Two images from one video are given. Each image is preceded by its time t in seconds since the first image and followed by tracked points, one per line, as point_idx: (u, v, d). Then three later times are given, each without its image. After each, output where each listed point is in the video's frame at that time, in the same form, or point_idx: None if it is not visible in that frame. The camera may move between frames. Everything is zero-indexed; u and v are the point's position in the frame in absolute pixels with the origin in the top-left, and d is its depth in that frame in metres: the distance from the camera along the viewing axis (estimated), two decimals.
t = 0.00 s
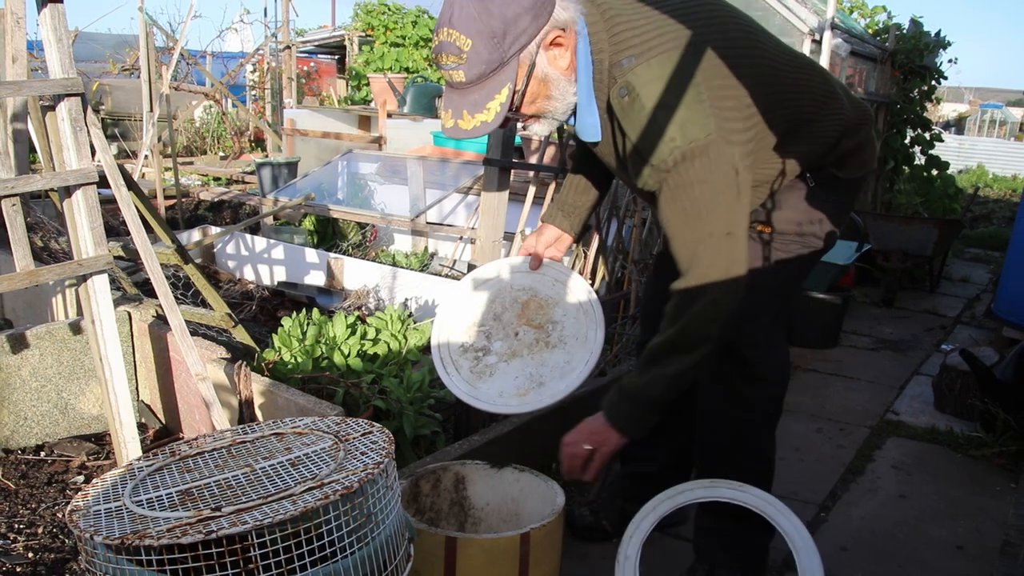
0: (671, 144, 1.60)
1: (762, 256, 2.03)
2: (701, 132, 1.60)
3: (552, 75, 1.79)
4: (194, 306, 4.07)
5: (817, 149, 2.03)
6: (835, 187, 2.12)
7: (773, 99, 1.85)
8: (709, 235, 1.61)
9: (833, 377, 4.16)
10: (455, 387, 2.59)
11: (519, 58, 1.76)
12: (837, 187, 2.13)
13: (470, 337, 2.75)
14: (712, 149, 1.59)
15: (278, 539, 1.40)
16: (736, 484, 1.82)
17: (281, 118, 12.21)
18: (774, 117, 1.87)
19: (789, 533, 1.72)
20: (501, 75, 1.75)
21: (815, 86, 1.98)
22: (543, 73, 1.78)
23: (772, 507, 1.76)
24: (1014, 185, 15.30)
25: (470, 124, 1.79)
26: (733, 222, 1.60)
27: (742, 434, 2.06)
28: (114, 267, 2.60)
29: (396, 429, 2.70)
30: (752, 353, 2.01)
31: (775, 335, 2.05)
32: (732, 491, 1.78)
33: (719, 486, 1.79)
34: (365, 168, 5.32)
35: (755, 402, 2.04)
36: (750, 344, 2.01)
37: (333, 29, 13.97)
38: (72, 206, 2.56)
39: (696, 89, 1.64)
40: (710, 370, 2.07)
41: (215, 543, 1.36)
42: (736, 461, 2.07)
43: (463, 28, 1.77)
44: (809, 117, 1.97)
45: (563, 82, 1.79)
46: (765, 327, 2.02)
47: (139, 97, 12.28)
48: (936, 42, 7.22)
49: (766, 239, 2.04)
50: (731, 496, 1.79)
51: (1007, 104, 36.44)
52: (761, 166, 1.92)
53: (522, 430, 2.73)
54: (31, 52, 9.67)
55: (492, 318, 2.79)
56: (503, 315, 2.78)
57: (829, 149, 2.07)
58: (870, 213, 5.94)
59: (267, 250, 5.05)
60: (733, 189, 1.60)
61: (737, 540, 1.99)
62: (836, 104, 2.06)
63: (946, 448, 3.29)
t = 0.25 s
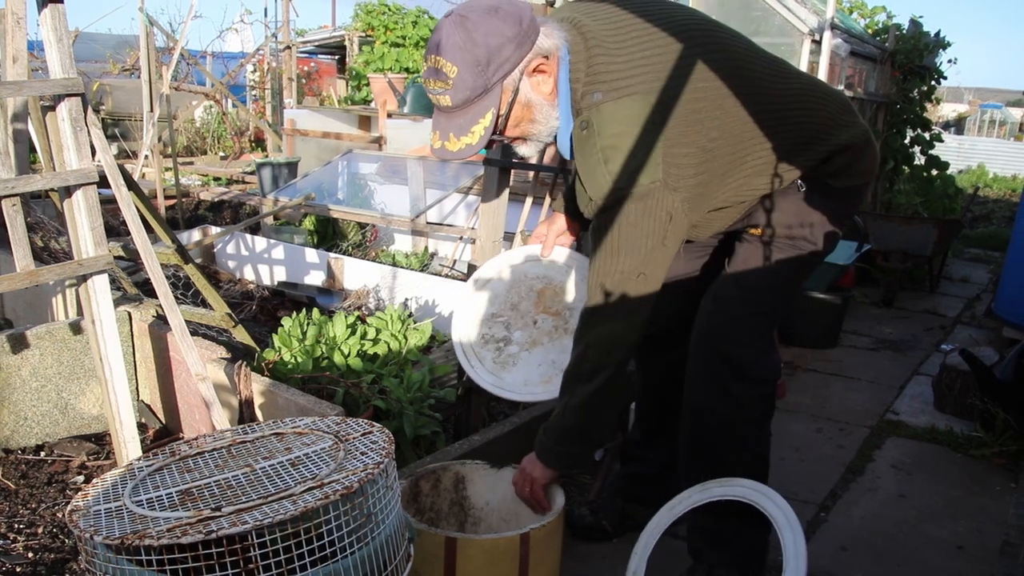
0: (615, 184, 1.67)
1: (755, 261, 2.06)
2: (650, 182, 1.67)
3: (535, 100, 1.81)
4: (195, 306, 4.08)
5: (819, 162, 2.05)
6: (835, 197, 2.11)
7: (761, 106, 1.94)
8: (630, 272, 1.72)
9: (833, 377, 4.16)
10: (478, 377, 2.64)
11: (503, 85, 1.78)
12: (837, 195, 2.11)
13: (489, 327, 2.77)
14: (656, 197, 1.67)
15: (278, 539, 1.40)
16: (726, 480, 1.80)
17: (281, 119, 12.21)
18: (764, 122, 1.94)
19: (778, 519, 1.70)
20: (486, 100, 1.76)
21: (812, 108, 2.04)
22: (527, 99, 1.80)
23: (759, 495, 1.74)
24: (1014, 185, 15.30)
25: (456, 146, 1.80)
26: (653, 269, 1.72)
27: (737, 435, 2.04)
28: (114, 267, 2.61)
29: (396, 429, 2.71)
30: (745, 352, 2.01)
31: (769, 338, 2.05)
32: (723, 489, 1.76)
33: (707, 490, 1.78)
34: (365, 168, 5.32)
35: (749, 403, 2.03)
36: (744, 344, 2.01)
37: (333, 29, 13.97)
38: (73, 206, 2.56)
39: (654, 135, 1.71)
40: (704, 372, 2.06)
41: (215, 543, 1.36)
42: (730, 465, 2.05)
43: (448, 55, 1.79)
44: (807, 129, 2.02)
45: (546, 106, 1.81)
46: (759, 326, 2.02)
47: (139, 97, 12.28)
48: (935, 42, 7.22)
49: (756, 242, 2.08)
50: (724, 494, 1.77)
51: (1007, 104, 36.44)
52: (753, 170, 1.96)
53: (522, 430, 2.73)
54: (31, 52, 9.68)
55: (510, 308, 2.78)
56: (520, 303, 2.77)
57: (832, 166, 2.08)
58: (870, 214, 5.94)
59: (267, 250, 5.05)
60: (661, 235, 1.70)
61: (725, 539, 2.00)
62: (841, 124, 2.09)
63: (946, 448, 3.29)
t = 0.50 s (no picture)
0: (609, 126, 1.60)
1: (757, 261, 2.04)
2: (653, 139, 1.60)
3: (527, 53, 1.75)
4: (193, 306, 4.06)
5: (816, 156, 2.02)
6: (836, 191, 2.06)
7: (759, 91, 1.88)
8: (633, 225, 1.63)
9: (834, 377, 4.14)
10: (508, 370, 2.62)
11: (492, 35, 1.71)
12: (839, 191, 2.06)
13: (515, 319, 2.73)
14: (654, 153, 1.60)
15: (277, 540, 1.38)
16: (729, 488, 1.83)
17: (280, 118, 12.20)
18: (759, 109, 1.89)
19: (780, 525, 1.74)
20: (474, 46, 1.70)
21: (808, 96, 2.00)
22: (519, 52, 1.74)
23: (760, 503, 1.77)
24: (1015, 184, 15.29)
25: (446, 96, 1.79)
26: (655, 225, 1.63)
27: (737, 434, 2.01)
28: (112, 267, 2.59)
29: (395, 430, 2.69)
30: (746, 351, 1.99)
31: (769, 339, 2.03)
32: (727, 492, 1.79)
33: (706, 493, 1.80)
34: (365, 167, 5.30)
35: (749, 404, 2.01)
36: (745, 343, 1.99)
37: (333, 27, 13.94)
38: (70, 205, 2.54)
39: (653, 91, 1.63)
40: (704, 371, 2.04)
41: (214, 544, 1.34)
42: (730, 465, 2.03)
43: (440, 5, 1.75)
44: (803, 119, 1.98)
45: (539, 60, 1.77)
46: (760, 325, 2.00)
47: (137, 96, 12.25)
48: (938, 40, 7.19)
49: (756, 240, 2.06)
50: (723, 496, 1.80)
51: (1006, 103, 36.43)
52: (755, 147, 1.90)
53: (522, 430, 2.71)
54: (30, 51, 9.67)
55: (533, 299, 2.74)
56: (544, 294, 2.73)
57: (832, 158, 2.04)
58: (871, 213, 5.93)
59: (266, 250, 5.03)
60: (664, 184, 1.61)
61: (723, 540, 1.98)
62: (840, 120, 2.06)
63: (948, 448, 3.28)
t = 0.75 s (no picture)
0: None
1: (760, 260, 2.01)
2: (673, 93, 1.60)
3: None
4: (193, 306, 4.06)
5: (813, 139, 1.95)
6: (835, 183, 1.99)
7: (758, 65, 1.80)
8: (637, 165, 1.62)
9: (834, 377, 4.14)
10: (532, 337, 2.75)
11: None
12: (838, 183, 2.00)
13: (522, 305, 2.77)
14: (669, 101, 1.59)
15: (277, 540, 1.38)
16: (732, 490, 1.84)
17: (280, 118, 12.20)
18: (752, 83, 1.81)
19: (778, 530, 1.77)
20: None
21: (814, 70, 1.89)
22: None
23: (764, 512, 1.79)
24: (1015, 184, 15.30)
25: None
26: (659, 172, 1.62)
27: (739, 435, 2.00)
28: (112, 267, 2.58)
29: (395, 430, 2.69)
30: (747, 352, 1.98)
31: (770, 340, 2.01)
32: (729, 497, 1.81)
33: (706, 496, 1.81)
34: (365, 167, 5.30)
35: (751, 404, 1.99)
36: (745, 344, 1.98)
37: (333, 27, 13.93)
38: (69, 205, 2.54)
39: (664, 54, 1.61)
40: (705, 370, 2.02)
41: (214, 544, 1.34)
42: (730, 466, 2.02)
43: None
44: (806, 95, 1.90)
45: None
46: (759, 325, 1.99)
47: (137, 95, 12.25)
48: (938, 40, 7.19)
49: (757, 237, 2.03)
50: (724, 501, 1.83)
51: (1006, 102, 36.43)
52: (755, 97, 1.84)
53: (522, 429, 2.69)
54: (30, 51, 9.67)
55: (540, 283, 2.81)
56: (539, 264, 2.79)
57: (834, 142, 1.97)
58: (871, 213, 5.93)
59: (266, 249, 5.02)
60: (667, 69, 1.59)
61: (723, 542, 1.98)
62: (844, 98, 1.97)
63: (948, 448, 3.27)
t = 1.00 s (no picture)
0: None
1: (760, 261, 1.99)
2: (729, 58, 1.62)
3: None
4: (193, 306, 4.06)
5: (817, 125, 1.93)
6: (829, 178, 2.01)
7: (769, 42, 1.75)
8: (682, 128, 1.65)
9: (834, 377, 4.14)
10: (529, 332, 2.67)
11: None
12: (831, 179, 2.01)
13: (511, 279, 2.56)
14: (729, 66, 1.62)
15: (277, 540, 1.38)
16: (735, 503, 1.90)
17: (280, 118, 12.21)
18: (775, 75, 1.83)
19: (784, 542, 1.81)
20: None
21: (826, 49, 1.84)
22: None
23: (766, 520, 1.84)
24: (1015, 184, 15.30)
25: None
26: (709, 138, 1.65)
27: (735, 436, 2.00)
28: (113, 267, 2.59)
29: (396, 430, 2.70)
30: (743, 354, 1.98)
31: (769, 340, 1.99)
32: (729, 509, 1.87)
33: (711, 506, 1.88)
34: (365, 167, 5.30)
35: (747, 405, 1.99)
36: (741, 345, 1.98)
37: (333, 28, 13.94)
38: (70, 205, 2.55)
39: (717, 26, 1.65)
40: (703, 374, 2.06)
41: (214, 544, 1.34)
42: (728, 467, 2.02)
43: None
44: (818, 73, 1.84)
45: None
46: (755, 326, 1.98)
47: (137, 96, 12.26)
48: (937, 40, 7.19)
49: (757, 242, 2.00)
50: (726, 513, 1.88)
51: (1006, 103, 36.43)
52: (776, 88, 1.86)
53: (522, 430, 2.69)
54: (30, 51, 9.68)
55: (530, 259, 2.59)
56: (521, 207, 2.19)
57: (831, 132, 1.96)
58: (871, 213, 5.93)
59: (266, 250, 5.03)
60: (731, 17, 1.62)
61: (724, 548, 1.98)
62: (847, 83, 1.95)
63: (948, 448, 3.28)
